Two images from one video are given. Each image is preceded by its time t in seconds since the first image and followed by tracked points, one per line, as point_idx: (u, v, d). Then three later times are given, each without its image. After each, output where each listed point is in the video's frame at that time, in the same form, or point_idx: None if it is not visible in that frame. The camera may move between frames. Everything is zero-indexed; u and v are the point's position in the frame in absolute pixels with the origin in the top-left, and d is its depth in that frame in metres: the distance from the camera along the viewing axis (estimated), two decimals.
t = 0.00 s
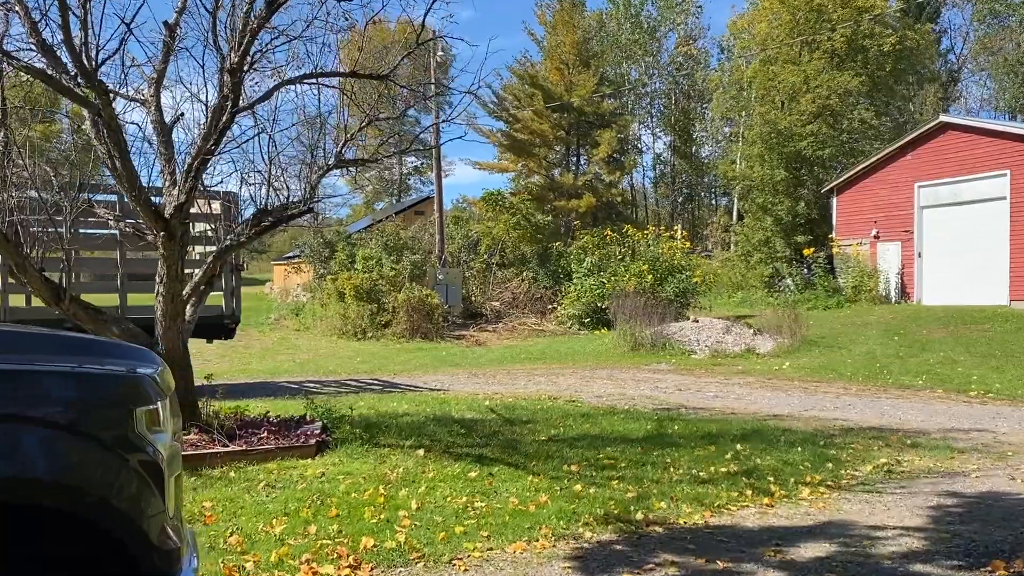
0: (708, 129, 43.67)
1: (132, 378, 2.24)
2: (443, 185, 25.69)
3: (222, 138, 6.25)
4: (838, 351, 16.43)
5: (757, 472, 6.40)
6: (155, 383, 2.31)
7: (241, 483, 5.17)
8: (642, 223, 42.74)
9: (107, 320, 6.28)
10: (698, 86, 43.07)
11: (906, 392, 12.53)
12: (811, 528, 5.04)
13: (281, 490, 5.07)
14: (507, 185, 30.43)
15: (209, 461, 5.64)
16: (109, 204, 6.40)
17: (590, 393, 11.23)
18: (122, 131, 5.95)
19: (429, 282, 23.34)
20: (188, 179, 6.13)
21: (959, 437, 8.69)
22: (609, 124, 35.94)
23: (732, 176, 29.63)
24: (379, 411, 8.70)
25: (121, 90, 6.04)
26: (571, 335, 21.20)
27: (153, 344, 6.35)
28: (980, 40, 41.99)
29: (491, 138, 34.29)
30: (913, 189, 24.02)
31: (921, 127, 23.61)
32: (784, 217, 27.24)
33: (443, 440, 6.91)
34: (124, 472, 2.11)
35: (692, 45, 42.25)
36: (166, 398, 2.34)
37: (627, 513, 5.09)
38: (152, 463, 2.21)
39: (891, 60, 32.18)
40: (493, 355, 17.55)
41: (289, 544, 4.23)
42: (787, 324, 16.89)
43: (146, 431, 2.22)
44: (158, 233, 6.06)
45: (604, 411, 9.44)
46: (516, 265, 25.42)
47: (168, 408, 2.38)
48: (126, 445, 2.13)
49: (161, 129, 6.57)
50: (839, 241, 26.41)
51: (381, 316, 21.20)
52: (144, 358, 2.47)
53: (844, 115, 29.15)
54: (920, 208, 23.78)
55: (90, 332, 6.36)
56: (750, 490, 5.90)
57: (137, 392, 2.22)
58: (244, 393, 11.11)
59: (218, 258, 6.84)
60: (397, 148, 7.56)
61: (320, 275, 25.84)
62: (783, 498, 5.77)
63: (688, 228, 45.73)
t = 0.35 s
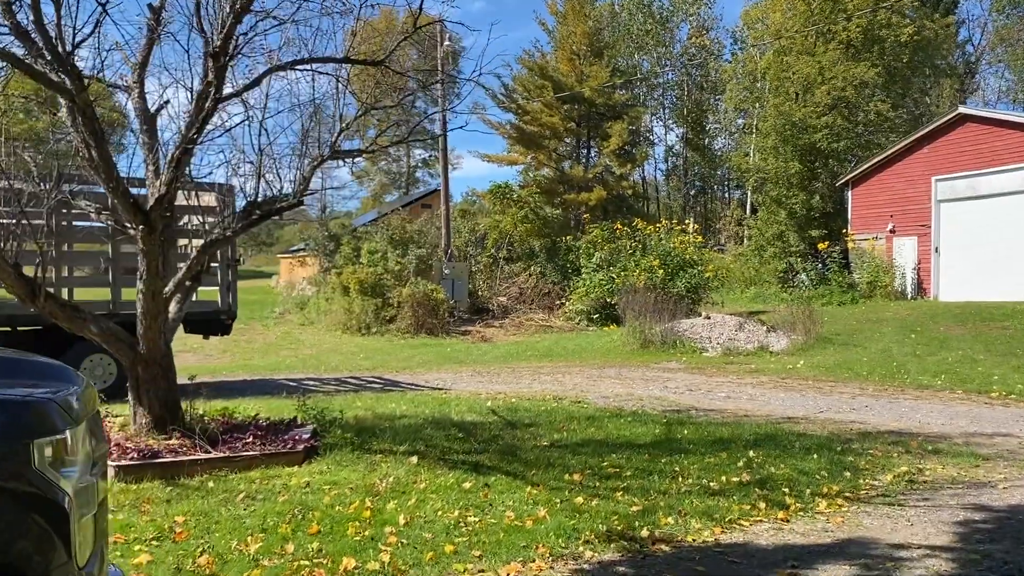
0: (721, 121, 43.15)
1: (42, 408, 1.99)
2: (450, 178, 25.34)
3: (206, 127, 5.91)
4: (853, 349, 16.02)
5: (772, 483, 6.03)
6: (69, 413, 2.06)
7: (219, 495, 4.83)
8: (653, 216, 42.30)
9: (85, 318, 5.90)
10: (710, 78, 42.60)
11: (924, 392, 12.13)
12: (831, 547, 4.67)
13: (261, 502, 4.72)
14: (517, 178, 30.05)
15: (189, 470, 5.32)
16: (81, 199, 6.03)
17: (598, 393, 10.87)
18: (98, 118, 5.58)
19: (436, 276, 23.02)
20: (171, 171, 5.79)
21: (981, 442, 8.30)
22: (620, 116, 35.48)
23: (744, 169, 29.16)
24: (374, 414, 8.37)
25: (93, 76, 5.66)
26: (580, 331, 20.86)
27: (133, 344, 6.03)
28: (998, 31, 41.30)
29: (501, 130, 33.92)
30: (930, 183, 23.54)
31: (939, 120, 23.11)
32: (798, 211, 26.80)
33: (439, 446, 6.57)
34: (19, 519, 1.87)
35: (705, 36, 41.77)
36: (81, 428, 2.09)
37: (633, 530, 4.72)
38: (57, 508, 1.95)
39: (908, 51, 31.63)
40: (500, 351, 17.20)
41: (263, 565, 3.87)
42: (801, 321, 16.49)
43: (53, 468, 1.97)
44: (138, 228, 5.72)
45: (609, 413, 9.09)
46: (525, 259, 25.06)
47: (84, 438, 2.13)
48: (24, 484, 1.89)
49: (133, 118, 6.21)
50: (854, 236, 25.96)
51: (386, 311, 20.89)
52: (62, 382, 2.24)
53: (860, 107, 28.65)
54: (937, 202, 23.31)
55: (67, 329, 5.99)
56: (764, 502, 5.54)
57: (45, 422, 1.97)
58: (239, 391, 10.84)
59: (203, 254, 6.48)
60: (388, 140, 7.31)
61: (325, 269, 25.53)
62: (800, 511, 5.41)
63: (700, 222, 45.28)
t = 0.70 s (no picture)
0: (735, 109, 42.68)
1: None
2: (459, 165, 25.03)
3: (192, 109, 5.68)
4: (868, 340, 15.68)
5: (787, 485, 5.73)
6: None
7: (201, 499, 4.59)
8: (665, 204, 41.91)
9: (68, 309, 5.66)
10: (724, 65, 42.17)
11: (942, 386, 11.80)
12: (851, 558, 4.37)
13: (245, 507, 4.47)
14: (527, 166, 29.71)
15: (175, 470, 5.10)
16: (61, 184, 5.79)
17: (607, 386, 10.58)
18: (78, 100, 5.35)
19: (444, 264, 22.76)
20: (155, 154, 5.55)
21: (1004, 440, 7.97)
22: (633, 103, 35.03)
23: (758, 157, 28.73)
24: (374, 408, 8.11)
25: (73, 56, 5.43)
26: (590, 321, 20.58)
27: (119, 336, 5.80)
28: (1017, 18, 40.66)
29: (512, 117, 33.60)
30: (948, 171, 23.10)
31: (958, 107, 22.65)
32: (812, 200, 26.40)
33: (439, 443, 6.30)
34: None
35: (719, 22, 41.31)
36: None
37: (639, 538, 4.44)
38: None
39: (926, 37, 31.10)
40: (509, 342, 16.93)
41: None
42: (815, 312, 16.16)
43: None
44: (121, 215, 5.49)
45: (618, 408, 8.79)
46: (535, 247, 24.78)
47: None
48: None
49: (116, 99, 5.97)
50: (869, 225, 25.55)
51: (394, 300, 20.64)
52: None
53: (877, 94, 28.17)
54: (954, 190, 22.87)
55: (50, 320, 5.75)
56: (778, 507, 5.24)
57: None
58: (239, 382, 10.61)
59: (191, 242, 6.25)
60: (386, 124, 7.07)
61: (333, 256, 25.28)
62: (817, 517, 5.11)
63: (712, 210, 44.88)
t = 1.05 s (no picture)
0: (746, 98, 42.22)
1: None
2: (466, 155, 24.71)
3: (174, 93, 5.40)
4: (882, 334, 15.35)
5: (801, 492, 5.43)
6: None
7: (179, 507, 4.32)
8: (674, 195, 41.53)
9: (48, 305, 5.37)
10: (735, 54, 41.75)
11: (958, 382, 11.46)
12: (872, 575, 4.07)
13: (224, 517, 4.20)
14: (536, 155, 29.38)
15: (153, 474, 4.83)
16: (39, 172, 5.52)
17: (613, 382, 10.29)
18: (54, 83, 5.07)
19: (450, 255, 22.46)
20: (135, 140, 5.28)
21: None
22: (643, 93, 34.61)
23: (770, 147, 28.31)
24: (372, 406, 7.83)
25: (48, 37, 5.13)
26: (598, 313, 20.30)
27: (100, 333, 5.52)
28: None
29: (520, 106, 33.29)
30: (963, 161, 22.68)
31: (973, 96, 22.22)
32: (824, 190, 26.00)
33: (437, 444, 6.02)
34: None
35: (730, 10, 40.84)
36: None
37: (645, 553, 4.14)
38: None
39: (941, 25, 30.63)
40: (515, 334, 16.65)
41: None
42: (828, 305, 15.85)
43: None
44: (100, 205, 5.21)
45: (624, 405, 8.49)
46: (543, 237, 24.50)
47: None
48: None
49: (96, 84, 5.70)
50: (882, 216, 25.17)
51: (399, 291, 20.37)
52: None
53: (890, 82, 27.72)
54: (969, 180, 22.46)
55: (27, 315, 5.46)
56: (792, 516, 4.94)
57: None
58: (235, 376, 10.34)
59: (177, 232, 5.96)
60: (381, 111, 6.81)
61: (338, 247, 25.00)
62: (834, 528, 4.81)
63: (723, 200, 44.50)
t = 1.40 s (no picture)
0: (757, 90, 41.75)
1: None
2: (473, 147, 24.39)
3: (162, 78, 5.11)
4: (899, 330, 15.00)
5: (825, 501, 5.13)
6: None
7: (163, 520, 4.05)
8: (684, 187, 41.19)
9: (31, 302, 5.10)
10: (746, 45, 41.30)
11: (979, 380, 11.14)
12: None
13: (210, 531, 3.92)
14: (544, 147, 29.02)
15: (139, 483, 4.57)
16: (22, 162, 5.24)
17: (623, 380, 9.99)
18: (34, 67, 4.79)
19: (457, 248, 22.19)
20: (121, 129, 4.99)
21: None
22: (652, 84, 34.16)
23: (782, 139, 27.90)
24: (375, 405, 7.55)
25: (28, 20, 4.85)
26: (607, 307, 19.99)
27: (86, 332, 5.24)
28: None
29: (529, 98, 32.96)
30: (980, 153, 22.27)
31: (991, 87, 21.81)
32: (837, 182, 25.60)
33: (441, 449, 5.73)
34: None
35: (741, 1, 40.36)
36: None
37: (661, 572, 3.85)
38: None
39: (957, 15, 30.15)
40: (523, 329, 16.35)
41: None
42: (843, 300, 15.51)
43: None
44: (83, 197, 4.93)
45: (635, 405, 8.20)
46: (551, 230, 24.19)
47: None
48: None
49: (83, 70, 5.41)
50: (896, 209, 24.78)
51: (406, 285, 20.08)
52: None
53: (905, 73, 27.29)
54: (986, 173, 22.05)
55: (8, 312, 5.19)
56: (817, 529, 4.63)
57: None
58: (236, 372, 10.08)
59: (167, 225, 5.68)
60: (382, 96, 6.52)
61: (344, 240, 24.73)
62: (862, 542, 4.50)
63: (733, 192, 44.07)
